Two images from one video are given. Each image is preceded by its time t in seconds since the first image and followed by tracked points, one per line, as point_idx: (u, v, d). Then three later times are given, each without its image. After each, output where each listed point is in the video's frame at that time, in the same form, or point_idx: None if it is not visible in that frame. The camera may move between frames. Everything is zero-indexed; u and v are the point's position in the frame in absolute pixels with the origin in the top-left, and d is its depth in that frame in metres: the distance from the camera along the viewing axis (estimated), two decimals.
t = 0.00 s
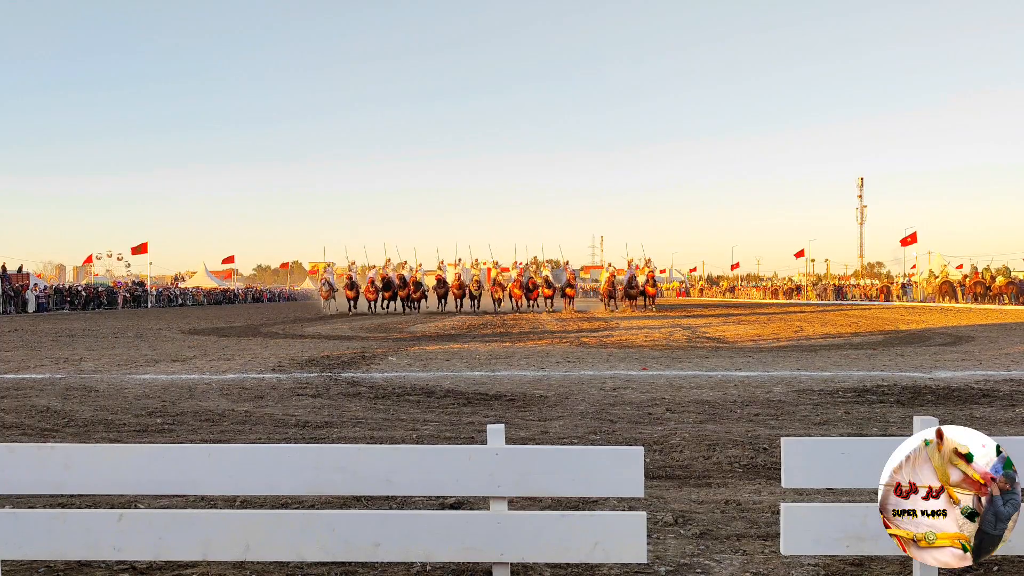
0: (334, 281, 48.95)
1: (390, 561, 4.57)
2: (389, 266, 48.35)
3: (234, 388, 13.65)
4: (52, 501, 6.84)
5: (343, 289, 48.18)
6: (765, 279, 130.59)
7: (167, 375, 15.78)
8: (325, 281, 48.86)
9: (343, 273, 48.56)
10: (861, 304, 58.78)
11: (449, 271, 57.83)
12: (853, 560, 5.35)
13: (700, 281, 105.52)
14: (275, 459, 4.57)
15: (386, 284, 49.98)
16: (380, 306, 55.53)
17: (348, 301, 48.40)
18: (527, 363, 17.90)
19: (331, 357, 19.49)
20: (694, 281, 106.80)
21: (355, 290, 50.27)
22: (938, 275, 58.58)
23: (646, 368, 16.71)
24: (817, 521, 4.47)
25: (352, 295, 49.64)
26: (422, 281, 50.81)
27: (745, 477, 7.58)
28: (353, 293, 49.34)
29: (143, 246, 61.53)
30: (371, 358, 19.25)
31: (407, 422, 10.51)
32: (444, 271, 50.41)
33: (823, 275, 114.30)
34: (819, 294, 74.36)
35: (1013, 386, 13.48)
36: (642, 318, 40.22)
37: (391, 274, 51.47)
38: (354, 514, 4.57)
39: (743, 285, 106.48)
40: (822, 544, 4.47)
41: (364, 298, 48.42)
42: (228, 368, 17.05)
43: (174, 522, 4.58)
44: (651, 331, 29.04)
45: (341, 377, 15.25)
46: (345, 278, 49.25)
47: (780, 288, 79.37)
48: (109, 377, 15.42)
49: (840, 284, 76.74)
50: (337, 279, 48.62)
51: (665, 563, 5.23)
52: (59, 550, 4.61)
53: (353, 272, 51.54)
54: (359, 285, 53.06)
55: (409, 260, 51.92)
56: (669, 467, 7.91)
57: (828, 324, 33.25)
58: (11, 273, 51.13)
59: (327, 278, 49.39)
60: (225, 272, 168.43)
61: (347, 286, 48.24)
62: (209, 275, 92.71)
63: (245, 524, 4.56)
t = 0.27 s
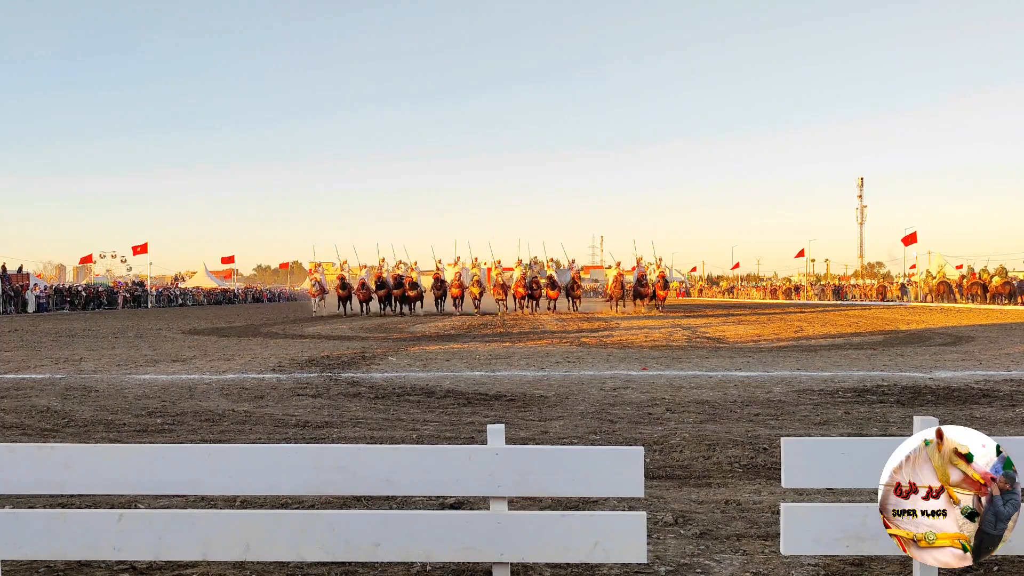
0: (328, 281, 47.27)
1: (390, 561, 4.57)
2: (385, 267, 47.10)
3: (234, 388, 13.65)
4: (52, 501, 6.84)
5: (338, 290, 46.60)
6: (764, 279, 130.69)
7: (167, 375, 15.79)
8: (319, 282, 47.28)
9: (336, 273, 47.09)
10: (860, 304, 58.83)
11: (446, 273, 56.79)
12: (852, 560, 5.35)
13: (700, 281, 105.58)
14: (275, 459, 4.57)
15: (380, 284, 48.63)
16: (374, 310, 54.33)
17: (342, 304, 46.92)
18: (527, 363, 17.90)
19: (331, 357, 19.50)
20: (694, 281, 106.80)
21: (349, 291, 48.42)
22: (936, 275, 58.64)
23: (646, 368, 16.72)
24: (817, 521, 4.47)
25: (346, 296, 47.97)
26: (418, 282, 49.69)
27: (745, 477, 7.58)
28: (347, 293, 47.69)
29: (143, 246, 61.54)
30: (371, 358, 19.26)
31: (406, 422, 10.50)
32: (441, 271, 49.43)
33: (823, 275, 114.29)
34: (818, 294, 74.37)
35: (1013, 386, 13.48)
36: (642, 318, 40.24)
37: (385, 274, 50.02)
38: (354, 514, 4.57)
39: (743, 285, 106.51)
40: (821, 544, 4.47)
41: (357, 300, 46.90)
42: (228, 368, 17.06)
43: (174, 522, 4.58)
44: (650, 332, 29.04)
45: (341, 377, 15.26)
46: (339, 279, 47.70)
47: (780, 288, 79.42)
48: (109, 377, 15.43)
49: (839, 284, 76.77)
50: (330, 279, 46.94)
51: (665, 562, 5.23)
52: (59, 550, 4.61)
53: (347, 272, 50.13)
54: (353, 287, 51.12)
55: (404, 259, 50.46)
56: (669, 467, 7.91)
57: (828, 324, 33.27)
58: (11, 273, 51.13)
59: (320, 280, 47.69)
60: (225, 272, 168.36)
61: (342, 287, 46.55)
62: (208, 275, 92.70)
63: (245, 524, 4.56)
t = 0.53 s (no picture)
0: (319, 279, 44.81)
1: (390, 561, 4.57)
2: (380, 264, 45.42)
3: (234, 389, 13.66)
4: (52, 501, 6.85)
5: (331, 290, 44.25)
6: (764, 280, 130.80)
7: (167, 375, 15.80)
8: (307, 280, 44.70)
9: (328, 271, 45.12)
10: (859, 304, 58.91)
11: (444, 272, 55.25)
12: (852, 560, 5.35)
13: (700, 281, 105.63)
14: (275, 459, 4.57)
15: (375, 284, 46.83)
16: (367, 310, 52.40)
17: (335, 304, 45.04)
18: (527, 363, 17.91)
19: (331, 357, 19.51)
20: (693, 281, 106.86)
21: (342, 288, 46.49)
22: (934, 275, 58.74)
23: (646, 368, 16.72)
24: (817, 521, 4.47)
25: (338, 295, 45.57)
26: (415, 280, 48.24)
27: (745, 477, 7.58)
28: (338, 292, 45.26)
29: (143, 246, 61.57)
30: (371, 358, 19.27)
31: (406, 422, 10.51)
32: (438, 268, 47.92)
33: (823, 275, 114.30)
34: (817, 294, 74.41)
35: (1013, 386, 13.48)
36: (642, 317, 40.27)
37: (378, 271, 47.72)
38: (354, 514, 4.56)
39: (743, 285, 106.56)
40: (822, 544, 4.46)
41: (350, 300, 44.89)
42: (228, 368, 17.06)
43: (174, 522, 4.58)
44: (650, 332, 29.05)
45: (341, 377, 15.27)
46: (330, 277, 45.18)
47: (780, 288, 79.46)
48: (109, 377, 15.44)
49: (839, 284, 76.82)
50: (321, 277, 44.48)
51: (665, 563, 5.23)
52: (59, 550, 4.61)
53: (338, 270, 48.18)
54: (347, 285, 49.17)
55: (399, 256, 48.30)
56: (669, 467, 7.91)
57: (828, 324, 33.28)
58: (11, 273, 51.17)
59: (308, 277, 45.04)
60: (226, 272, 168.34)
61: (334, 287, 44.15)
62: (208, 275, 92.74)
63: (245, 524, 4.56)
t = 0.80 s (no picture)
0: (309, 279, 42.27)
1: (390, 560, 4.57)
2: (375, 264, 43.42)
3: (234, 388, 13.66)
4: (52, 501, 6.85)
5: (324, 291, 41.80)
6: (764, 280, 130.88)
7: (167, 375, 15.80)
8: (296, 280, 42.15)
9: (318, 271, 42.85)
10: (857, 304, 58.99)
11: (440, 271, 53.53)
12: (852, 560, 5.35)
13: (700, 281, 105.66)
14: (275, 459, 4.57)
15: (368, 284, 44.78)
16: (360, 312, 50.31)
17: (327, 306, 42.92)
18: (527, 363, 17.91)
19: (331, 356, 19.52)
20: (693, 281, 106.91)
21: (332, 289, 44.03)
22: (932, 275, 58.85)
23: (646, 368, 16.72)
24: (817, 521, 4.47)
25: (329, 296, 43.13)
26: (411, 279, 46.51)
27: (745, 477, 7.58)
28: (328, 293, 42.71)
29: (143, 246, 61.57)
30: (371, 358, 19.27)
31: (406, 422, 10.51)
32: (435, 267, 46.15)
33: (823, 275, 114.34)
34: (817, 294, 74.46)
35: (1013, 386, 13.47)
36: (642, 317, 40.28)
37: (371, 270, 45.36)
38: (354, 513, 4.57)
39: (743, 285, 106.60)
40: (822, 544, 4.46)
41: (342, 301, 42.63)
42: (228, 368, 17.06)
43: (174, 522, 4.58)
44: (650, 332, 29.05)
45: (341, 377, 15.27)
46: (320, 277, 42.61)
47: (779, 288, 79.51)
48: (109, 377, 15.44)
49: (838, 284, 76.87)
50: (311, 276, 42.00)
51: (665, 563, 5.23)
52: (59, 550, 4.61)
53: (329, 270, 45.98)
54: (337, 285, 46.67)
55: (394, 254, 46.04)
56: (669, 467, 7.91)
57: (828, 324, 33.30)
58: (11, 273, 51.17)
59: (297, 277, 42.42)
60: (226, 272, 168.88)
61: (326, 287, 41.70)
62: (208, 275, 92.77)
63: (245, 524, 4.56)
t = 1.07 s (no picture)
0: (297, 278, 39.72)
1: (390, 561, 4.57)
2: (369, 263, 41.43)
3: (234, 388, 13.67)
4: (52, 501, 6.85)
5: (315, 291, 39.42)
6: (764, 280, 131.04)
7: (167, 375, 15.81)
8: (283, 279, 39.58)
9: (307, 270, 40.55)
10: (856, 304, 59.10)
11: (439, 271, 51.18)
12: (853, 560, 5.34)
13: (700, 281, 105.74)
14: (275, 459, 4.57)
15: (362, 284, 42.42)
16: (352, 313, 48.32)
17: (316, 305, 40.73)
18: (527, 363, 17.93)
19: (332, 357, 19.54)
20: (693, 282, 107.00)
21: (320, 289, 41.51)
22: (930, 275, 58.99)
23: (646, 368, 16.73)
24: (817, 521, 4.46)
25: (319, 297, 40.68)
26: (407, 279, 44.82)
27: (744, 477, 7.58)
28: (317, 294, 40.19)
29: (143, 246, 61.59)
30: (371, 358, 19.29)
31: (407, 422, 10.51)
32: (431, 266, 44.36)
33: (822, 275, 114.45)
34: (816, 294, 74.55)
35: (1013, 386, 13.48)
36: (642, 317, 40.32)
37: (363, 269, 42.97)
38: (355, 513, 4.57)
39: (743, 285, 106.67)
40: (822, 543, 4.46)
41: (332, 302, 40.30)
42: (228, 368, 17.08)
43: (175, 522, 4.58)
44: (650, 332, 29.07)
45: (342, 377, 15.28)
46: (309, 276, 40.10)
47: (779, 288, 79.60)
48: (109, 377, 15.45)
49: (838, 284, 76.94)
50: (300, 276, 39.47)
51: (665, 563, 5.23)
52: (59, 550, 4.61)
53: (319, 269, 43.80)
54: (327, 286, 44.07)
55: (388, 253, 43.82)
56: (669, 467, 7.92)
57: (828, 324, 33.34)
58: (11, 273, 51.20)
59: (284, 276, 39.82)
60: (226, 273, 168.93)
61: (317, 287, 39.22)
62: (208, 275, 92.79)
63: (246, 524, 4.56)
